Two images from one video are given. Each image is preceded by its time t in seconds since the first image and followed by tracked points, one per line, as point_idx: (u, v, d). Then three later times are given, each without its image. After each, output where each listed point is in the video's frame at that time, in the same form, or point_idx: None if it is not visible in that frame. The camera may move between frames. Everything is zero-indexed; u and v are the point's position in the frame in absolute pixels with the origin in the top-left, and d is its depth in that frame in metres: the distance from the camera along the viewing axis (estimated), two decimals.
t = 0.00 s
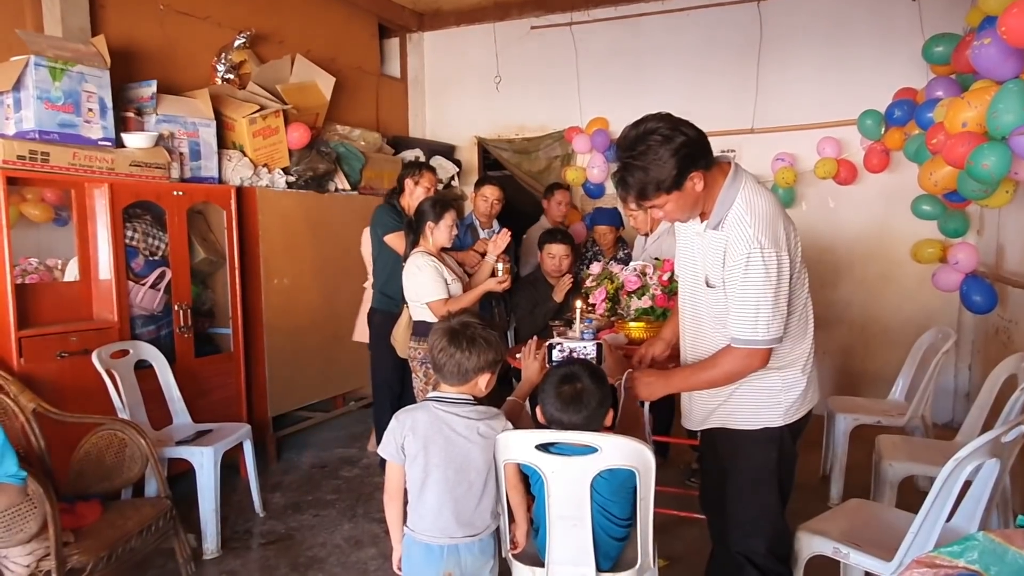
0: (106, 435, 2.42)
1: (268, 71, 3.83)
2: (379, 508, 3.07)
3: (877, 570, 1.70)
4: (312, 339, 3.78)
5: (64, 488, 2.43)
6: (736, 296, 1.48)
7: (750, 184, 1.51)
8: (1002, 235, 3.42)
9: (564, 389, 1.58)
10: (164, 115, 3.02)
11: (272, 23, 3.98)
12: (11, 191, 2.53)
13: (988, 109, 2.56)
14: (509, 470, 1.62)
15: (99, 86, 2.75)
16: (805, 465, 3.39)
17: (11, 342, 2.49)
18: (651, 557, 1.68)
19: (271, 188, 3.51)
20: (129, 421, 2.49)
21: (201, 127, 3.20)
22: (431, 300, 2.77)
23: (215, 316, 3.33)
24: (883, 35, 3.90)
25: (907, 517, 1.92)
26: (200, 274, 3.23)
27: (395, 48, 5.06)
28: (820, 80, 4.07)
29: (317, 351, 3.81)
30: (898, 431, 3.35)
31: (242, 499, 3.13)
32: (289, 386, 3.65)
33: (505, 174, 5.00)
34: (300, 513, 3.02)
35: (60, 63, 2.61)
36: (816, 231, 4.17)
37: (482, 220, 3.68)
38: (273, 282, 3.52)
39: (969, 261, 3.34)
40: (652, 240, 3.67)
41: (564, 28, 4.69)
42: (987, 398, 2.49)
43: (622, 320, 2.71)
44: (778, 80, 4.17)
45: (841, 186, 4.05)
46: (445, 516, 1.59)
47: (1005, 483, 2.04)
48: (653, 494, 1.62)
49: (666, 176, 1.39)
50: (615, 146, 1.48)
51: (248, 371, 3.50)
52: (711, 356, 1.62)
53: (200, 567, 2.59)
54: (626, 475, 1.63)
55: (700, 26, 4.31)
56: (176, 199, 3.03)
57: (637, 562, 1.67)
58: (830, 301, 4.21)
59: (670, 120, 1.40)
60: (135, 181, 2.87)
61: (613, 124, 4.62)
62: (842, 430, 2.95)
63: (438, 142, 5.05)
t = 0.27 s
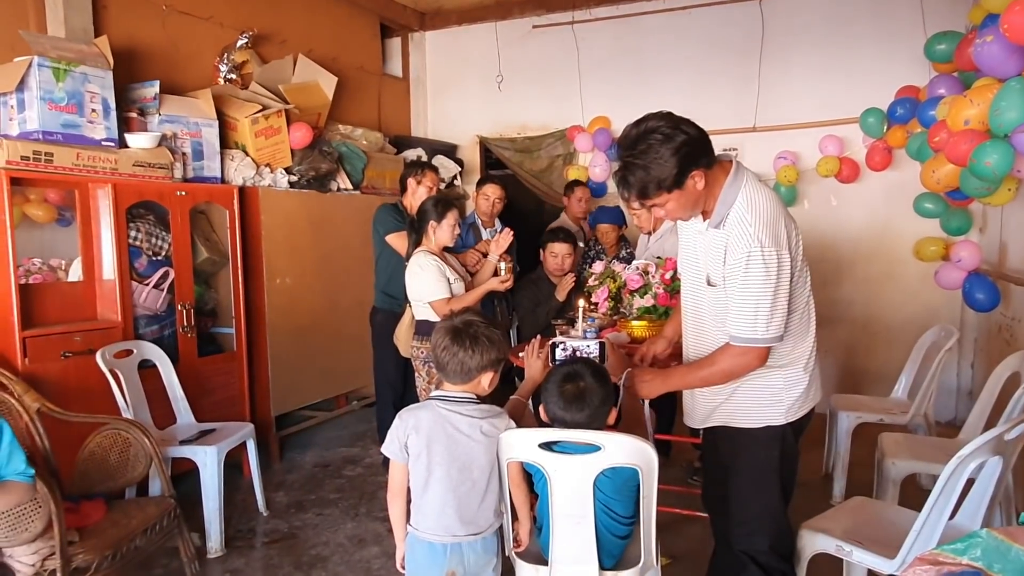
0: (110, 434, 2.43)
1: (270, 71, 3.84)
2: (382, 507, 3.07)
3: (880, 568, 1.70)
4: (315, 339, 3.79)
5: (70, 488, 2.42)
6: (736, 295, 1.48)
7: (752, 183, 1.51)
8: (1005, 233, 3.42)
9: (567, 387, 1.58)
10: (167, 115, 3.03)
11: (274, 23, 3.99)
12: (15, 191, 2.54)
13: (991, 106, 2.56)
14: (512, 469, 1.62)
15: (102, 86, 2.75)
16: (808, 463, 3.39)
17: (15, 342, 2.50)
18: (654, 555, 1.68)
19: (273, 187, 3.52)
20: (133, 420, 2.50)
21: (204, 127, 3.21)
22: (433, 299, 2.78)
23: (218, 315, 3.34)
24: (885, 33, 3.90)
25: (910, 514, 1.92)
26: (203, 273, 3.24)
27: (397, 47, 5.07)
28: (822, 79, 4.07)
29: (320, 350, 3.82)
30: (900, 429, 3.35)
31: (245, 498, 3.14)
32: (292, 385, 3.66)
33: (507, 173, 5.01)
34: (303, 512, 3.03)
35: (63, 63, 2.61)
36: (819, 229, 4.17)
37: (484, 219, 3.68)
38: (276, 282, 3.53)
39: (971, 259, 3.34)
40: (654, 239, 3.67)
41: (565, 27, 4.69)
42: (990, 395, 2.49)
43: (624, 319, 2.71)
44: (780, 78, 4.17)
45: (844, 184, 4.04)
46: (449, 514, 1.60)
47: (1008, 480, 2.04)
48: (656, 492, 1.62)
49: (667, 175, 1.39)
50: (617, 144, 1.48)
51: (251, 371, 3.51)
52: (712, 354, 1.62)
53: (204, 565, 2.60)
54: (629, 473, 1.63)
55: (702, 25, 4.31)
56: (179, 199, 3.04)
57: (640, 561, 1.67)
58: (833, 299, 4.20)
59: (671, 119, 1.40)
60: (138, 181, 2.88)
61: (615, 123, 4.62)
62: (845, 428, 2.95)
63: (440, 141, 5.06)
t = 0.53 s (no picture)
0: (111, 433, 2.43)
1: (271, 71, 3.84)
2: (382, 505, 3.08)
3: (880, 566, 1.70)
4: (316, 337, 3.79)
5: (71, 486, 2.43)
6: (740, 292, 1.48)
7: (752, 180, 1.51)
8: (1006, 230, 3.41)
9: (567, 385, 1.58)
10: (167, 114, 3.03)
11: (274, 22, 3.98)
12: (16, 191, 2.55)
13: (992, 104, 2.56)
14: (512, 467, 1.62)
15: (103, 86, 2.75)
16: (809, 461, 3.39)
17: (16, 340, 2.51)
18: (654, 554, 1.69)
19: (274, 186, 3.52)
20: (134, 419, 2.50)
21: (205, 126, 3.21)
22: (434, 298, 2.78)
23: (219, 314, 3.34)
24: (886, 31, 3.89)
25: (911, 512, 1.92)
26: (203, 272, 3.24)
27: (397, 46, 5.07)
28: (823, 77, 4.06)
29: (320, 349, 3.82)
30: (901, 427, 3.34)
31: (246, 496, 3.15)
32: (293, 384, 3.66)
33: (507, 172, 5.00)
34: (304, 511, 3.04)
35: (63, 63, 2.62)
36: (819, 227, 4.16)
37: (484, 217, 3.68)
38: (276, 281, 3.53)
39: (973, 257, 3.34)
40: (655, 238, 3.66)
41: (566, 25, 4.69)
42: (991, 393, 2.48)
43: (625, 318, 2.72)
44: (780, 76, 4.16)
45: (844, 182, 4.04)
46: (448, 512, 1.60)
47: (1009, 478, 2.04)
48: (656, 490, 1.62)
49: (668, 172, 1.39)
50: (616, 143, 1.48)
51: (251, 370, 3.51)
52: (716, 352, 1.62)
53: (205, 564, 2.60)
54: (629, 471, 1.63)
55: (702, 23, 4.31)
56: (180, 198, 3.04)
57: (641, 559, 1.68)
58: (834, 298, 4.20)
59: (670, 116, 1.40)
60: (139, 180, 2.88)
61: (616, 122, 4.62)
62: (846, 426, 2.95)
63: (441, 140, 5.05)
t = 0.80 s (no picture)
0: (112, 432, 2.43)
1: (272, 70, 3.85)
2: (384, 504, 3.08)
3: (880, 564, 1.71)
4: (317, 337, 3.79)
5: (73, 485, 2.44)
6: (743, 291, 1.48)
7: (753, 179, 1.52)
8: (1007, 229, 3.41)
9: (567, 384, 1.59)
10: (168, 114, 3.04)
11: (275, 21, 3.99)
12: (18, 191, 2.55)
13: (991, 103, 2.56)
14: (513, 465, 1.63)
15: (104, 86, 2.76)
16: (810, 460, 3.39)
17: (18, 340, 2.51)
18: (655, 552, 1.69)
19: (275, 186, 3.52)
20: (136, 418, 2.51)
21: (206, 126, 3.22)
22: (435, 298, 2.78)
23: (221, 314, 3.35)
24: (886, 30, 3.89)
25: (911, 510, 1.92)
26: (205, 272, 3.25)
27: (398, 45, 5.07)
28: (823, 76, 4.06)
29: (321, 349, 3.82)
30: (902, 426, 3.35)
31: (248, 496, 3.15)
32: (295, 384, 3.67)
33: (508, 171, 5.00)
34: (306, 510, 3.04)
35: (65, 63, 2.62)
36: (820, 226, 4.16)
37: (485, 217, 3.69)
38: (278, 281, 3.54)
39: (973, 256, 3.34)
40: (656, 237, 3.67)
41: (566, 25, 4.69)
42: (991, 391, 2.49)
43: (625, 317, 2.72)
44: (780, 75, 4.16)
45: (845, 181, 4.04)
46: (449, 510, 1.60)
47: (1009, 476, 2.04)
48: (657, 488, 1.63)
49: (668, 171, 1.39)
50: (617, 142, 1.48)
51: (252, 370, 3.52)
52: (719, 350, 1.62)
53: (207, 562, 2.61)
54: (629, 469, 1.64)
55: (703, 22, 4.31)
56: (182, 198, 3.05)
57: (641, 557, 1.68)
58: (835, 296, 4.20)
59: (671, 115, 1.40)
60: (140, 180, 2.89)
61: (616, 121, 4.63)
62: (846, 425, 2.95)
63: (441, 139, 5.06)
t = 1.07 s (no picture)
0: (120, 432, 2.45)
1: (277, 71, 3.86)
2: (389, 503, 3.10)
3: (886, 562, 1.71)
4: (322, 336, 3.80)
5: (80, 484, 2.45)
6: (751, 288, 1.49)
7: (760, 177, 1.52)
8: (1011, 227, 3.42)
9: (574, 383, 1.59)
10: (174, 115, 3.05)
11: (279, 22, 4.00)
12: (24, 191, 2.56)
13: (996, 102, 2.56)
14: (520, 463, 1.63)
15: (110, 86, 2.77)
16: (814, 459, 3.40)
17: (26, 339, 2.52)
18: (661, 550, 1.70)
19: (280, 186, 3.53)
20: (143, 418, 2.52)
21: (212, 127, 3.23)
22: (441, 298, 2.79)
23: (226, 313, 3.36)
24: (890, 29, 3.90)
25: (916, 508, 1.93)
26: (210, 272, 3.26)
27: (402, 45, 5.09)
28: (827, 75, 4.06)
29: (327, 349, 3.84)
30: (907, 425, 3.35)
31: (254, 495, 3.17)
32: (300, 383, 3.68)
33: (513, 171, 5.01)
34: (312, 509, 3.05)
35: (72, 63, 2.64)
36: (824, 225, 4.16)
37: (489, 217, 3.69)
38: (283, 280, 3.55)
39: (977, 255, 3.33)
40: (660, 237, 3.68)
41: (570, 24, 4.70)
42: (996, 390, 2.49)
43: (630, 316, 2.73)
44: (784, 74, 4.16)
45: (849, 180, 4.04)
46: (457, 509, 1.61)
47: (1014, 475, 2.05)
48: (663, 486, 1.63)
49: (676, 168, 1.40)
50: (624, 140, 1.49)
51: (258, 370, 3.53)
52: (727, 348, 1.63)
53: (215, 561, 2.62)
54: (636, 467, 1.65)
55: (707, 22, 4.31)
56: (187, 198, 3.06)
57: (647, 555, 1.69)
58: (839, 296, 4.20)
59: (678, 114, 1.41)
60: (146, 180, 2.90)
61: (620, 121, 4.63)
62: (851, 423, 2.95)
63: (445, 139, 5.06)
